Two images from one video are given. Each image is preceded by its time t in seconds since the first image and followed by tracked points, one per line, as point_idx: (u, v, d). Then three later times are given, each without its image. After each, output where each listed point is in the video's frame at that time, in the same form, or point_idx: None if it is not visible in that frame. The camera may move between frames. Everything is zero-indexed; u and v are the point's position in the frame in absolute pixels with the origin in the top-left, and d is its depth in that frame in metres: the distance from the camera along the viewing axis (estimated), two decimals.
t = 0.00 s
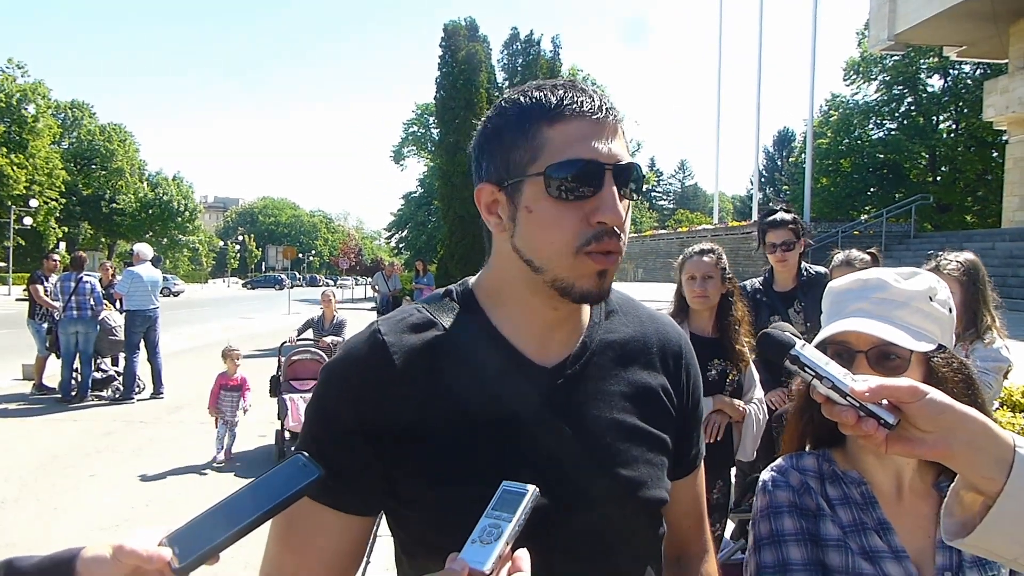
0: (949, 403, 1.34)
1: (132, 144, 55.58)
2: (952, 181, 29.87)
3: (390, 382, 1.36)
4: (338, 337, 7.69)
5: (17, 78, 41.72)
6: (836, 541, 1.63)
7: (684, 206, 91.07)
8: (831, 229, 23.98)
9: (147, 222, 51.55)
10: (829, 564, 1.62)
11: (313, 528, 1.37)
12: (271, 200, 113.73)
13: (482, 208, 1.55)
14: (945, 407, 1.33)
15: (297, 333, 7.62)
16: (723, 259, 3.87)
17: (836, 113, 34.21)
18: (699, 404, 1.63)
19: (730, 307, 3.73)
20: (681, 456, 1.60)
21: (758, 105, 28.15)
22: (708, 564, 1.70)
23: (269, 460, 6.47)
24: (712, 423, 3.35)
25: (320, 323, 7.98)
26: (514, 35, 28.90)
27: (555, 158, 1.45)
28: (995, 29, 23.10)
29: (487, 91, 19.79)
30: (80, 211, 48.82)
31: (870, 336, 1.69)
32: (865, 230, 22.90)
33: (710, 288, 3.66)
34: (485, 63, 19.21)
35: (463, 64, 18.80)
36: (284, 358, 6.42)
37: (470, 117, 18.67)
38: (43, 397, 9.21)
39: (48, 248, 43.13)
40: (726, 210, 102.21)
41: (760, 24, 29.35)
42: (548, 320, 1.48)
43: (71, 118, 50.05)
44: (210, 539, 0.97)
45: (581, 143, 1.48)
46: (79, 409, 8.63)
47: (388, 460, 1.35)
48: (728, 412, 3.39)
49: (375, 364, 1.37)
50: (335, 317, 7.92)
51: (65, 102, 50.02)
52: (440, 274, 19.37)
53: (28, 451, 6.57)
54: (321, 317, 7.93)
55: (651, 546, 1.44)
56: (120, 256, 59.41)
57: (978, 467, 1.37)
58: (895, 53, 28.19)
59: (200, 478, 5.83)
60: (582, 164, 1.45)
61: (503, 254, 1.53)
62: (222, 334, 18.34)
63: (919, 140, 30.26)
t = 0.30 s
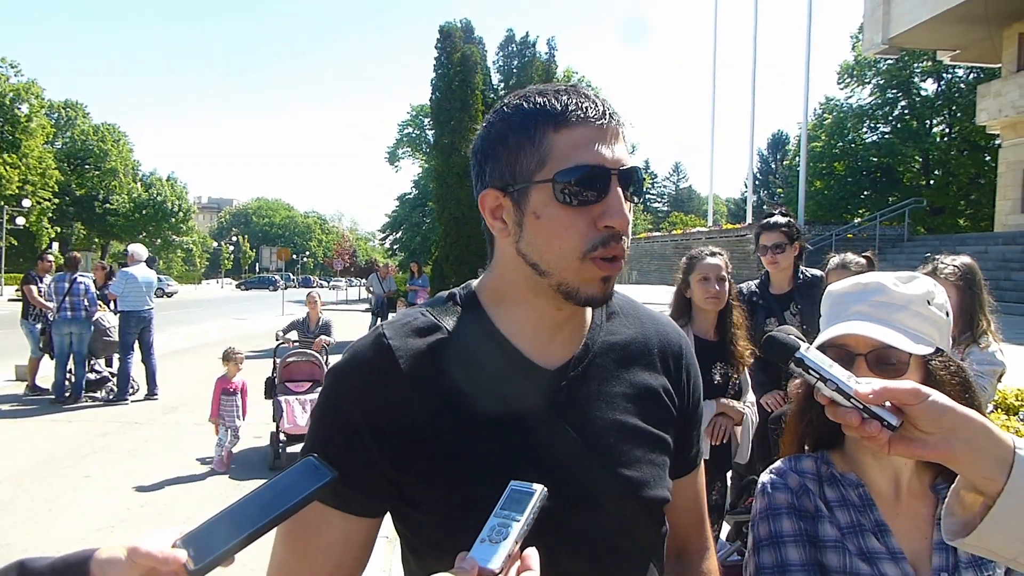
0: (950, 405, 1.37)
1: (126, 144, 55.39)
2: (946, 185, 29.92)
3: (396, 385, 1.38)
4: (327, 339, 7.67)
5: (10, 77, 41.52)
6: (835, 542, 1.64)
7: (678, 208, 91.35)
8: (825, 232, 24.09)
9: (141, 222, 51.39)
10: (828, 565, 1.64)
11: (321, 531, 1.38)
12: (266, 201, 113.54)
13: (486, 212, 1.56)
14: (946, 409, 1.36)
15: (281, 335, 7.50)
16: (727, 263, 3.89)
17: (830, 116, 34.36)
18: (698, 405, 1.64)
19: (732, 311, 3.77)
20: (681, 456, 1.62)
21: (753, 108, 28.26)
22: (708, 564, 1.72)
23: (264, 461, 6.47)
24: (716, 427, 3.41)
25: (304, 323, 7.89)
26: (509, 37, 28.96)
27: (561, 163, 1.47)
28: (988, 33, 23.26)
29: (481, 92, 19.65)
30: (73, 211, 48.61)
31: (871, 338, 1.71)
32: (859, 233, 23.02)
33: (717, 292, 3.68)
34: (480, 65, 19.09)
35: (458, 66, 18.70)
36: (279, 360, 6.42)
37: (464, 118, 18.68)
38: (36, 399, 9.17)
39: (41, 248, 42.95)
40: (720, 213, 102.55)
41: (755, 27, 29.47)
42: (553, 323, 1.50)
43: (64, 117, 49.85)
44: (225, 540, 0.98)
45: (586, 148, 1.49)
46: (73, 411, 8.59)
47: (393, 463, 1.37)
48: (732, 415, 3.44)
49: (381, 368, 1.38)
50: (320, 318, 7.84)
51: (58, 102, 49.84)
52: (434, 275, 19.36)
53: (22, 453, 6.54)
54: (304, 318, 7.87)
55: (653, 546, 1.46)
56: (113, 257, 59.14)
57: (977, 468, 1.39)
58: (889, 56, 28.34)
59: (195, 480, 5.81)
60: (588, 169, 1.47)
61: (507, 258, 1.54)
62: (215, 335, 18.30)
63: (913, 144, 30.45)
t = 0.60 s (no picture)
0: (937, 405, 1.41)
1: (110, 145, 54.95)
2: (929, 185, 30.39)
3: (401, 385, 1.41)
4: (308, 340, 7.74)
5: None
6: (822, 538, 1.69)
7: (665, 209, 91.85)
8: (811, 233, 24.35)
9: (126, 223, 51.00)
10: (816, 562, 1.68)
11: (326, 531, 1.41)
12: (253, 201, 112.89)
13: (489, 216, 1.60)
14: (935, 409, 1.40)
15: (261, 338, 7.50)
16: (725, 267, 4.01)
17: (815, 117, 34.67)
18: (695, 406, 1.68)
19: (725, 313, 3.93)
20: (677, 457, 1.66)
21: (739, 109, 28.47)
22: (701, 562, 1.76)
23: (254, 464, 6.46)
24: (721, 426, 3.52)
25: (281, 326, 7.88)
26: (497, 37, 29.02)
27: (563, 168, 1.51)
28: (971, 35, 23.59)
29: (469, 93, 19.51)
30: (57, 212, 48.14)
31: (870, 337, 1.73)
32: (845, 234, 23.28)
33: (722, 294, 3.78)
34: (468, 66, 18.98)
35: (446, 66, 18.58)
36: (268, 362, 6.42)
37: (452, 119, 18.71)
38: (22, 401, 9.10)
39: (24, 249, 42.51)
40: (707, 213, 103.24)
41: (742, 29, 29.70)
42: (554, 324, 1.55)
43: (48, 118, 49.35)
44: (235, 539, 1.02)
45: (588, 153, 1.53)
46: (59, 413, 8.54)
47: (395, 463, 1.41)
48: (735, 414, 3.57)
49: (386, 369, 1.42)
50: (298, 319, 7.86)
51: (42, 101, 49.31)
52: (423, 275, 19.36)
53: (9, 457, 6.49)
54: (281, 320, 7.88)
55: (649, 544, 1.50)
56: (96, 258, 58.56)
57: (965, 466, 1.43)
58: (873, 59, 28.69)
59: (186, 483, 5.79)
60: (590, 174, 1.51)
61: (510, 261, 1.58)
62: (202, 336, 18.22)
63: (897, 145, 30.80)
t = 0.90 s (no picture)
0: (918, 403, 1.47)
1: (92, 147, 54.41)
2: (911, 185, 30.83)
3: (408, 386, 1.47)
4: (291, 342, 7.75)
5: None
6: (809, 531, 1.76)
7: (649, 210, 92.53)
8: (794, 232, 24.61)
9: (108, 226, 50.46)
10: (803, 553, 1.75)
11: (334, 531, 1.46)
12: (237, 203, 112.08)
13: (494, 222, 1.65)
14: (914, 407, 1.47)
15: (246, 342, 7.53)
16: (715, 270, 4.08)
17: (798, 118, 35.04)
18: (690, 404, 1.73)
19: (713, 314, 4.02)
20: (672, 456, 1.71)
21: (723, 110, 28.69)
22: (694, 554, 1.82)
23: (242, 467, 6.45)
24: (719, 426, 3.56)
25: (264, 329, 7.88)
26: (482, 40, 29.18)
27: (566, 177, 1.56)
28: (951, 37, 23.96)
29: (455, 94, 19.54)
30: (37, 215, 47.52)
31: (855, 335, 1.80)
32: (828, 234, 23.54)
33: (716, 295, 3.87)
34: (452, 68, 19.09)
35: (431, 68, 18.66)
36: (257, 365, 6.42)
37: (438, 121, 18.75)
38: (5, 406, 9.01)
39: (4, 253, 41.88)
40: (691, 214, 103.95)
41: (726, 30, 29.97)
42: (555, 326, 1.60)
43: (28, 119, 48.71)
44: (253, 541, 1.06)
45: (589, 163, 1.60)
46: (43, 418, 8.47)
47: (400, 462, 1.46)
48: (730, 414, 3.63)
49: (394, 369, 1.47)
50: (280, 322, 7.86)
51: (21, 102, 48.65)
52: (408, 277, 19.34)
53: None
54: (264, 323, 7.88)
55: (645, 539, 1.56)
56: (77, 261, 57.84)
57: (945, 460, 1.49)
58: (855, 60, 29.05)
59: (175, 487, 5.78)
60: (590, 183, 1.57)
61: (513, 265, 1.64)
62: (187, 340, 18.08)
63: (879, 146, 31.17)
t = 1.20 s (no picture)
0: (882, 402, 1.53)
1: (74, 148, 53.84)
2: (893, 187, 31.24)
3: (395, 386, 1.51)
4: (276, 344, 7.74)
5: None
6: (782, 525, 1.82)
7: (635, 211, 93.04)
8: (776, 234, 24.89)
9: (90, 227, 49.90)
10: (775, 547, 1.81)
11: (324, 529, 1.50)
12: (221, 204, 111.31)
13: (476, 228, 1.70)
14: (879, 407, 1.52)
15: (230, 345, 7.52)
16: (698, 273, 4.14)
17: (781, 120, 35.38)
18: (670, 401, 1.79)
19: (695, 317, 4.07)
20: (652, 450, 1.76)
21: (707, 112, 28.94)
22: (677, 544, 1.88)
23: (227, 470, 6.43)
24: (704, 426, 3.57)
25: (248, 333, 7.87)
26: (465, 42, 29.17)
27: (544, 185, 1.62)
28: (932, 40, 24.31)
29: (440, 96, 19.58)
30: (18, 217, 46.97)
31: (828, 335, 1.86)
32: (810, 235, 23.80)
33: (700, 297, 3.92)
34: (438, 70, 19.14)
35: (416, 70, 18.69)
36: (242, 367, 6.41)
37: (424, 123, 18.75)
38: None
39: None
40: (677, 215, 104.63)
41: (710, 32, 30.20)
42: (537, 329, 1.65)
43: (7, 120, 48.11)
44: (245, 538, 1.10)
45: (567, 170, 1.64)
46: (26, 421, 8.39)
47: (387, 460, 1.50)
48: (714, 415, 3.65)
49: (380, 371, 1.51)
50: (264, 325, 7.85)
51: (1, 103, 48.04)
52: (394, 279, 19.33)
53: None
54: (249, 326, 7.88)
55: (629, 533, 1.61)
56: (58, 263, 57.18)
57: (907, 456, 1.54)
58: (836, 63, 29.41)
59: (159, 491, 5.76)
60: (568, 189, 1.61)
61: (495, 270, 1.69)
62: (172, 342, 17.96)
63: (862, 148, 31.52)
